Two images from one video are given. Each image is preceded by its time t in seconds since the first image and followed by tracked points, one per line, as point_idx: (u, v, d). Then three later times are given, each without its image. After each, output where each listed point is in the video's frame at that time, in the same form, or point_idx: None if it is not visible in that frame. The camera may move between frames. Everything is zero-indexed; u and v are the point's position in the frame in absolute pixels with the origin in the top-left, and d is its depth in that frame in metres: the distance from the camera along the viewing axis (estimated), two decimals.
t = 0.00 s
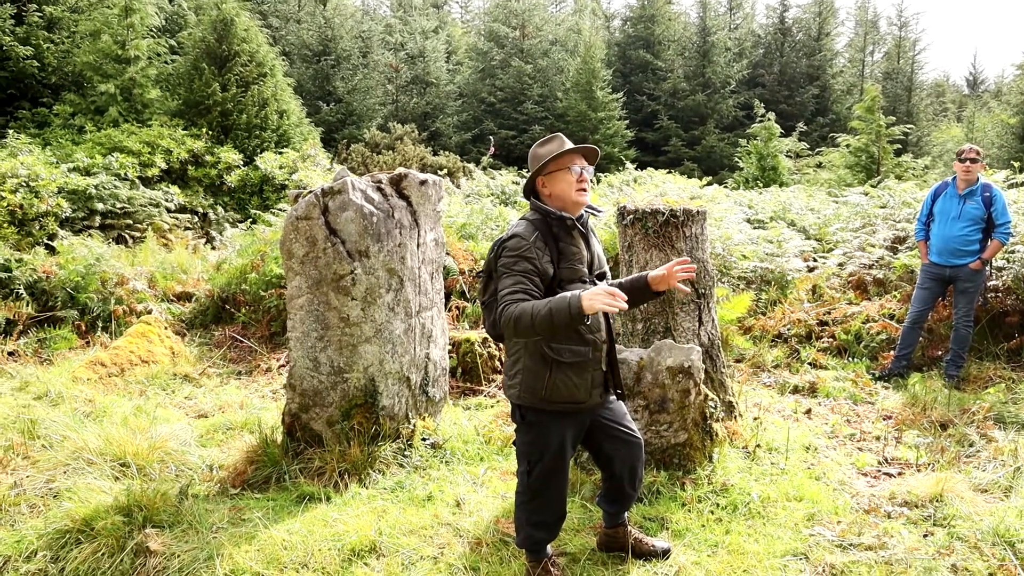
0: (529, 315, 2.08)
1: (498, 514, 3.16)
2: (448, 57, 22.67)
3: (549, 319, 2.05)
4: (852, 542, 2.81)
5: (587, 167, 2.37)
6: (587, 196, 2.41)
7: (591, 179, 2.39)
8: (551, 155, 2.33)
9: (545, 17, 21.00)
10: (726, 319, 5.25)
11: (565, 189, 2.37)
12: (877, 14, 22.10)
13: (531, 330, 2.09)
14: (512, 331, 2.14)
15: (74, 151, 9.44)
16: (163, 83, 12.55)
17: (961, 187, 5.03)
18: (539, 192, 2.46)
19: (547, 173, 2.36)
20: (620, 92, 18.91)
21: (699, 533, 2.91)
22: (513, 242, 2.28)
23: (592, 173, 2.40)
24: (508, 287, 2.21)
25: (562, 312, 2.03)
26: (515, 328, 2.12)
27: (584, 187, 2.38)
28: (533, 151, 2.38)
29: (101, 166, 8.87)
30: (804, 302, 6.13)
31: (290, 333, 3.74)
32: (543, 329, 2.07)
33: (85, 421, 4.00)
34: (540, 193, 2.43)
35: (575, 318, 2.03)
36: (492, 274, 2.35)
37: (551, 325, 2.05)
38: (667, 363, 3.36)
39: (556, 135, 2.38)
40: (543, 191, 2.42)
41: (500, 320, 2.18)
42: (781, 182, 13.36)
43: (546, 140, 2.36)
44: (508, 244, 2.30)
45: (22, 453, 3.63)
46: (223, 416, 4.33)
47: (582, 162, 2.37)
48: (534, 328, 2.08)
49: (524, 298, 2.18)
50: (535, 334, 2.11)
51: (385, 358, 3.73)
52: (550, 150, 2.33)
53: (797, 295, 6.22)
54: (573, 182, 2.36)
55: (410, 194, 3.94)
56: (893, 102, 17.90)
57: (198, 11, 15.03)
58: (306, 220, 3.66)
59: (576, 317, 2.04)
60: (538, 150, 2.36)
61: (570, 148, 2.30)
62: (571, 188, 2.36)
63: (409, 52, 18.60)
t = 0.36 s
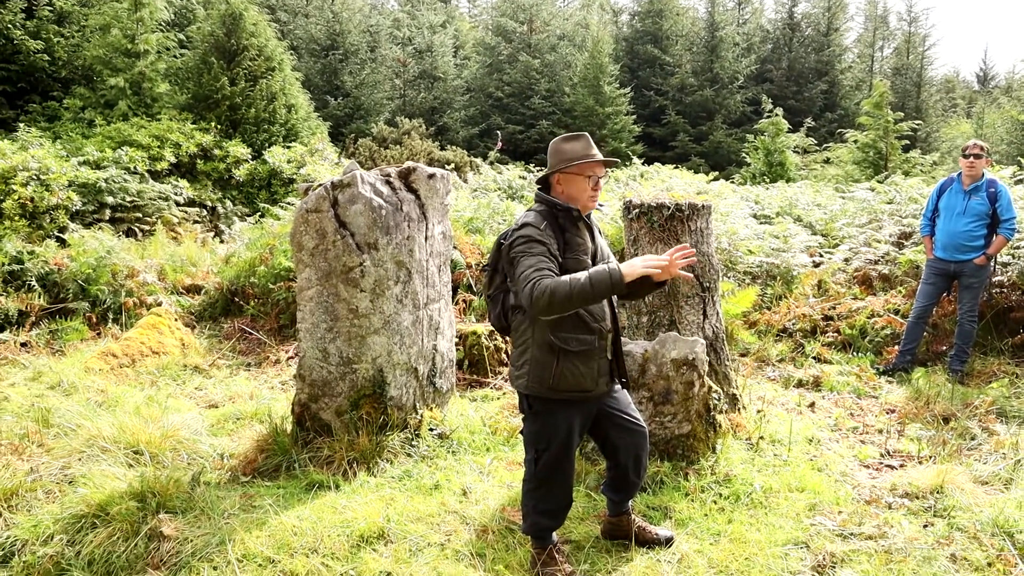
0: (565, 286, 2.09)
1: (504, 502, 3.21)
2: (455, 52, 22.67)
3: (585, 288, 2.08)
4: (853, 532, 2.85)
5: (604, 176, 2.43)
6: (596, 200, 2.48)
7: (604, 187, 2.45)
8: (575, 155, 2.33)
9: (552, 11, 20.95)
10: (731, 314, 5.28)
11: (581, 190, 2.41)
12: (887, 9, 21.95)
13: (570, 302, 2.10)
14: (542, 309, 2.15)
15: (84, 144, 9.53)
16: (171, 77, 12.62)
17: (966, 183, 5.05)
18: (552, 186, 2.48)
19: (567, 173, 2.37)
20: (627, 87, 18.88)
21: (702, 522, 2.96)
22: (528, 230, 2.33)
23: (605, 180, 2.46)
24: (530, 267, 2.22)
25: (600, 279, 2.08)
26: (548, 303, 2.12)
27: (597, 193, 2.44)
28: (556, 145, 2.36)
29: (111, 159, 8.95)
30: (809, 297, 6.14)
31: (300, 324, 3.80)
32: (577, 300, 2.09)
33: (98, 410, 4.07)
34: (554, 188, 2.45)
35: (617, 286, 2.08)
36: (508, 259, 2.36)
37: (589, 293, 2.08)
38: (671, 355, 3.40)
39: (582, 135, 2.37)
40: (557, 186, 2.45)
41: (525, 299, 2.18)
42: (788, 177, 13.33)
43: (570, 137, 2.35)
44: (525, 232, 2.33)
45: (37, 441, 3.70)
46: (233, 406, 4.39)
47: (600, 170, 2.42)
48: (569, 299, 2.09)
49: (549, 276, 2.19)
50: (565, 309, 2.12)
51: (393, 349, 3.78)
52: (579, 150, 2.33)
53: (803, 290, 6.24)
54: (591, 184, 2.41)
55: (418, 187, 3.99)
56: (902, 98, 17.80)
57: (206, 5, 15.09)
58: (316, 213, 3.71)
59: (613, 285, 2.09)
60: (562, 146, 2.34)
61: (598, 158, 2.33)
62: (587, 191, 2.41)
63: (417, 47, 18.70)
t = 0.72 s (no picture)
0: (620, 253, 2.13)
1: (514, 497, 3.24)
2: (463, 50, 22.70)
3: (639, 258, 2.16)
4: (862, 527, 2.87)
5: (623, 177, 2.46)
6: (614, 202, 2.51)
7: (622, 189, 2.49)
8: (598, 155, 2.36)
9: (560, 9, 20.96)
10: (740, 311, 5.29)
11: (601, 191, 2.44)
12: (898, 5, 21.81)
13: (622, 273, 2.15)
14: (586, 280, 2.16)
15: (96, 144, 9.63)
16: (182, 76, 12.72)
17: (977, 180, 5.03)
18: (570, 185, 2.49)
19: (589, 173, 2.40)
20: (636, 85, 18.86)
21: (711, 517, 2.98)
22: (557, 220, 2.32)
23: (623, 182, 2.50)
24: (568, 244, 2.22)
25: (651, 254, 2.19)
26: (601, 267, 2.13)
27: (616, 194, 2.47)
28: (579, 145, 2.39)
29: (122, 158, 9.04)
30: (819, 294, 6.13)
31: (312, 321, 3.85)
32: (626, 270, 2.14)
33: (113, 406, 4.13)
34: (574, 189, 2.47)
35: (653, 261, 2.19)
36: (535, 243, 2.35)
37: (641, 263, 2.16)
38: (680, 351, 3.42)
39: (603, 135, 2.41)
40: (576, 186, 2.47)
41: (567, 268, 2.17)
42: (797, 175, 13.29)
43: (591, 137, 2.38)
44: (551, 221, 2.33)
45: (54, 436, 3.76)
46: (246, 402, 4.45)
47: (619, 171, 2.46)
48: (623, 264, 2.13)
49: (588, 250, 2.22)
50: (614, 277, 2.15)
51: (404, 345, 3.82)
52: (599, 150, 2.36)
53: (812, 287, 6.23)
54: (611, 185, 2.45)
55: (429, 185, 4.02)
56: (912, 95, 17.69)
57: (216, 5, 15.19)
58: (328, 210, 3.75)
59: (652, 263, 2.22)
60: (584, 146, 2.37)
61: (621, 159, 2.36)
62: (607, 192, 2.44)
63: (425, 46, 18.77)
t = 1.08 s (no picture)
0: (629, 256, 2.14)
1: (519, 498, 3.25)
2: (468, 53, 22.76)
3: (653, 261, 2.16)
4: (867, 530, 2.87)
5: (631, 173, 2.49)
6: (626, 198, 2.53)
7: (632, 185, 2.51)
8: (602, 152, 2.40)
9: (565, 13, 21.04)
10: (745, 314, 5.30)
11: (609, 190, 2.47)
12: (902, 10, 21.83)
13: (631, 273, 2.15)
14: (593, 278, 2.17)
15: (102, 144, 9.67)
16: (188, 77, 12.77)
17: (982, 183, 5.03)
18: (579, 185, 2.52)
19: (597, 170, 2.43)
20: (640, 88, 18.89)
21: (716, 519, 2.99)
22: (567, 219, 2.35)
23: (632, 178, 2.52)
24: (578, 242, 2.24)
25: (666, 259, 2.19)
26: (608, 264, 2.14)
27: (626, 191, 2.49)
28: (584, 145, 2.42)
29: (128, 159, 9.08)
30: (823, 297, 6.14)
31: (318, 321, 3.86)
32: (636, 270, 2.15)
33: (118, 405, 4.15)
34: (583, 187, 2.50)
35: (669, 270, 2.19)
36: (546, 243, 2.37)
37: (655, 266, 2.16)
38: (686, 353, 3.42)
39: (607, 133, 2.45)
40: (587, 186, 2.49)
41: (574, 266, 2.19)
42: (801, 179, 13.29)
43: (595, 136, 2.42)
44: (561, 220, 2.35)
45: (60, 435, 3.77)
46: (251, 402, 4.46)
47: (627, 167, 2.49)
48: (633, 267, 2.15)
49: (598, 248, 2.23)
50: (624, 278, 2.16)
51: (410, 346, 3.84)
52: (605, 148, 2.40)
53: (816, 291, 6.23)
54: (619, 182, 2.48)
55: (435, 186, 4.04)
56: (916, 99, 17.70)
57: (222, 7, 15.26)
58: (335, 211, 3.77)
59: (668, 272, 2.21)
60: (589, 144, 2.41)
61: (624, 154, 2.40)
62: (615, 190, 2.46)
63: (430, 48, 18.83)
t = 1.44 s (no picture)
0: (632, 250, 2.14)
1: (519, 499, 3.25)
2: (468, 53, 22.78)
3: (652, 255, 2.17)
4: (867, 531, 2.87)
5: (638, 179, 2.51)
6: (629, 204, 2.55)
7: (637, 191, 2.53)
8: (613, 156, 2.40)
9: (564, 14, 21.07)
10: (744, 315, 5.31)
11: (615, 194, 2.48)
12: (901, 12, 21.87)
13: (633, 270, 2.15)
14: (600, 277, 2.17)
15: (100, 144, 9.66)
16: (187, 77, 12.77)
17: (981, 185, 5.04)
18: (585, 188, 2.53)
19: (606, 173, 2.43)
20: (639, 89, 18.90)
21: (716, 519, 2.99)
22: (573, 220, 2.35)
23: (638, 185, 2.54)
24: (583, 242, 2.24)
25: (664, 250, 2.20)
26: (613, 263, 2.14)
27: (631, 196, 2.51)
28: (594, 148, 2.41)
29: (127, 159, 9.06)
30: (822, 298, 6.14)
31: (317, 321, 3.86)
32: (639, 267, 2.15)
33: (118, 404, 4.14)
34: (590, 190, 2.50)
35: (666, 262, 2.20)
36: (551, 243, 2.37)
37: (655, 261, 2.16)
38: (685, 353, 3.43)
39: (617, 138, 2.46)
40: (593, 189, 2.50)
41: (581, 266, 2.18)
42: (800, 180, 13.30)
43: (606, 139, 2.42)
44: (567, 220, 2.35)
45: (59, 435, 3.77)
46: (250, 403, 4.45)
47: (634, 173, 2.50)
48: (634, 261, 2.14)
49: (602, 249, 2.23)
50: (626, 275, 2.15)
51: (410, 346, 3.83)
52: (616, 152, 2.40)
53: (815, 292, 6.24)
54: (626, 187, 2.49)
55: (435, 186, 4.03)
56: (914, 101, 17.73)
57: (222, 7, 15.26)
58: (334, 211, 3.77)
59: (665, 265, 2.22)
60: (599, 147, 2.41)
61: (634, 161, 2.40)
62: (621, 194, 2.48)
63: (430, 48, 18.84)
